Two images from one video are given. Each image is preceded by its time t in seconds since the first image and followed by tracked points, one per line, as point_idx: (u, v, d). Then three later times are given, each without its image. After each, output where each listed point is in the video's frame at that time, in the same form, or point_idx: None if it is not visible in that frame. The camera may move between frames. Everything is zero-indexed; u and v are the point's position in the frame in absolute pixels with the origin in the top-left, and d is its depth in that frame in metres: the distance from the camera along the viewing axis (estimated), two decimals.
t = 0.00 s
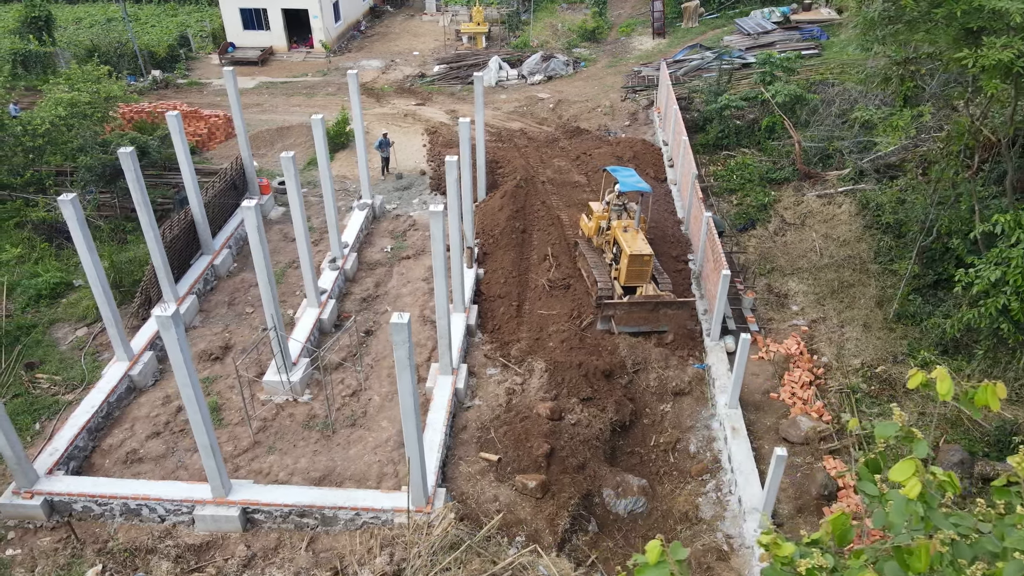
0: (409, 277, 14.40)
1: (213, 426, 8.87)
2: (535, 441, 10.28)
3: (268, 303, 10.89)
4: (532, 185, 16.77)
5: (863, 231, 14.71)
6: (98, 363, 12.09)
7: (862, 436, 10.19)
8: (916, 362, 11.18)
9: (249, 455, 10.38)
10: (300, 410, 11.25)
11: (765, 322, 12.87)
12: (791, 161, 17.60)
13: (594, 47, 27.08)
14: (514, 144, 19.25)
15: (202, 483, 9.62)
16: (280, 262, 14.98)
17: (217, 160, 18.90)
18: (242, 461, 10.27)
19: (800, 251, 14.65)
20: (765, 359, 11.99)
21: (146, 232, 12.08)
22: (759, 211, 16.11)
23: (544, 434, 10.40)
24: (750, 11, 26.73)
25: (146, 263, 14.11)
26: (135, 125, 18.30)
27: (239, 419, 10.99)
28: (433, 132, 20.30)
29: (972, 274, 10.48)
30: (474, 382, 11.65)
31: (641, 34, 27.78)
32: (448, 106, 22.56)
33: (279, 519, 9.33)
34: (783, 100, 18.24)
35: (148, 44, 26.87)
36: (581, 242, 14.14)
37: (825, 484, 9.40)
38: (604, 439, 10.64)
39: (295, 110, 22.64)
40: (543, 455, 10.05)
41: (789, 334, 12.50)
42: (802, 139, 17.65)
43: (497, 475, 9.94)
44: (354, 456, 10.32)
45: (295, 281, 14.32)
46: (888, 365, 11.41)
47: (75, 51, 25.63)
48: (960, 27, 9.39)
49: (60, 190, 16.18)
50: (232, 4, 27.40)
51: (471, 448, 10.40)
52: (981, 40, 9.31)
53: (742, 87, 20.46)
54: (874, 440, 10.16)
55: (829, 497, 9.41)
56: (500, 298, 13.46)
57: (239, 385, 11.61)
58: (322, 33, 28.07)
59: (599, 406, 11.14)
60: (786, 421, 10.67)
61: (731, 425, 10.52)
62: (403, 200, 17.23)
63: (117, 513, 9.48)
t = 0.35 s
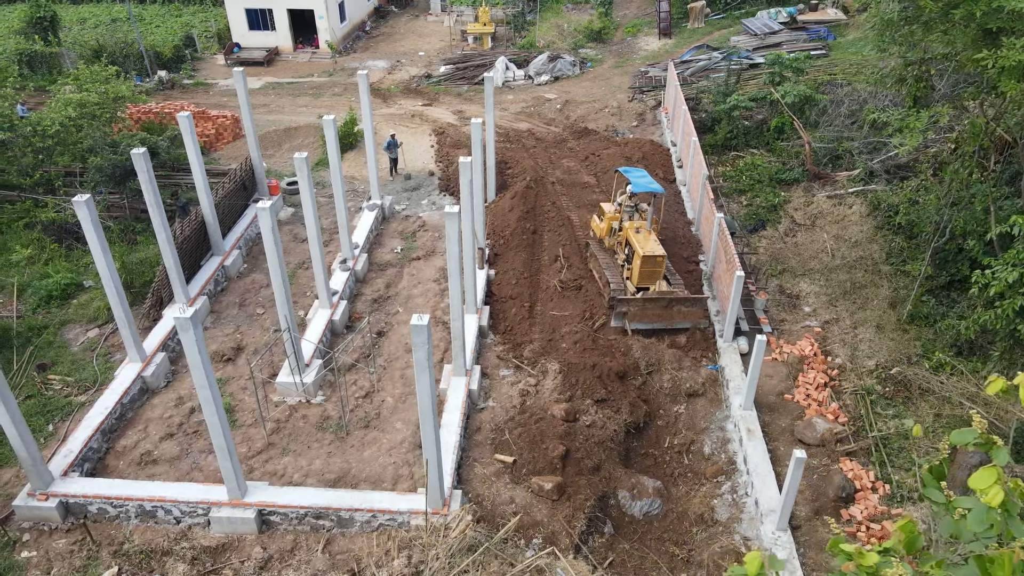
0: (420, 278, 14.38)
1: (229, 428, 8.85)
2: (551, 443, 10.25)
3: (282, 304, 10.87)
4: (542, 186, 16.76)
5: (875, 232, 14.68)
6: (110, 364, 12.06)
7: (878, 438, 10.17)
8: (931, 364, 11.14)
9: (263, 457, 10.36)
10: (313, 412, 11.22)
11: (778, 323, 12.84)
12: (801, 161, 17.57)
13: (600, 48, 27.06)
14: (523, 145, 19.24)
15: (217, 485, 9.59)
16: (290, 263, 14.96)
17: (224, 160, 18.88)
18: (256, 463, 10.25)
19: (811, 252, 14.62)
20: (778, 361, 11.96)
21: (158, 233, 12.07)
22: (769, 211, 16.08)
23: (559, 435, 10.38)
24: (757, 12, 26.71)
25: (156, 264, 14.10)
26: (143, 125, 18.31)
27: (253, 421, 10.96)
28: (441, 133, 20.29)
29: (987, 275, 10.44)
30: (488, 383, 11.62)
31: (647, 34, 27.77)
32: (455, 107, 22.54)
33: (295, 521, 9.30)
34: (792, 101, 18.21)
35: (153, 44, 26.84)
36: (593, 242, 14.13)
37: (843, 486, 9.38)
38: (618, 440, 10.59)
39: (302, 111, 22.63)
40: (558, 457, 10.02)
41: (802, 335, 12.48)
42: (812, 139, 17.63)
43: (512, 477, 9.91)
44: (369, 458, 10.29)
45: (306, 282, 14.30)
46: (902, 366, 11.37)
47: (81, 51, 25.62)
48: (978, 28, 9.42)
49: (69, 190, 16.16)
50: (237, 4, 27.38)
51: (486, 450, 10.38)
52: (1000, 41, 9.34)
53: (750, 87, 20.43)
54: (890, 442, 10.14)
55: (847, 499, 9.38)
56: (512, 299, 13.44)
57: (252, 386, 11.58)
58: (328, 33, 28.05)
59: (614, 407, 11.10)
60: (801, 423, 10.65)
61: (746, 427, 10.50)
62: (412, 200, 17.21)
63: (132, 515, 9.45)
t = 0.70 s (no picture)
0: (429, 279, 14.37)
1: (242, 429, 8.82)
2: (562, 443, 10.22)
3: (293, 306, 10.86)
4: (549, 186, 16.76)
5: (884, 231, 14.64)
6: (120, 365, 12.04)
7: (891, 439, 10.15)
8: (943, 364, 11.08)
9: (274, 458, 10.34)
10: (324, 412, 11.21)
11: (788, 324, 12.82)
12: (808, 161, 17.55)
13: (605, 48, 27.04)
14: (529, 145, 19.23)
15: (230, 486, 9.57)
16: (298, 263, 14.94)
17: (231, 160, 18.86)
18: (268, 464, 10.23)
19: (820, 252, 14.58)
20: (789, 361, 11.92)
21: (168, 233, 12.06)
22: (777, 211, 16.06)
23: (571, 436, 10.35)
24: (762, 12, 26.70)
25: (165, 264, 14.10)
26: (150, 125, 18.33)
27: (263, 422, 10.94)
28: (447, 133, 20.28)
29: (1000, 276, 10.39)
30: (498, 384, 11.61)
31: (652, 34, 27.76)
32: (461, 107, 22.52)
33: (307, 522, 9.28)
34: (800, 101, 18.19)
35: (158, 44, 26.84)
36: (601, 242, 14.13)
37: (857, 488, 9.39)
38: (630, 441, 10.54)
39: (308, 111, 22.62)
40: (570, 458, 9.98)
41: (812, 336, 12.46)
42: (819, 140, 17.61)
43: (524, 478, 9.89)
44: (380, 459, 10.26)
45: (315, 283, 14.29)
46: (914, 367, 11.33)
47: (86, 52, 25.63)
48: (992, 28, 9.47)
49: (76, 191, 16.16)
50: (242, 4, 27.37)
51: (497, 451, 10.35)
52: (1013, 41, 9.40)
53: (757, 87, 20.42)
54: (903, 443, 10.12)
55: (861, 500, 9.36)
56: (522, 300, 13.42)
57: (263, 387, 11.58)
58: (332, 33, 28.04)
59: (625, 408, 11.06)
60: (814, 423, 10.62)
61: (758, 428, 10.47)
62: (419, 201, 17.20)
63: (144, 517, 9.43)
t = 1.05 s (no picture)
0: (432, 279, 14.35)
1: (248, 430, 8.81)
2: (568, 444, 10.21)
3: (297, 307, 10.84)
4: (553, 187, 16.74)
5: (888, 232, 14.62)
6: (124, 366, 12.03)
7: (897, 440, 10.14)
8: (949, 365, 11.02)
9: (279, 459, 10.33)
10: (328, 414, 11.19)
11: (792, 325, 12.80)
12: (812, 161, 17.52)
13: (607, 48, 27.02)
14: (532, 146, 19.22)
15: (235, 488, 9.55)
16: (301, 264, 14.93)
17: (234, 161, 18.85)
18: (273, 465, 10.22)
19: (824, 253, 14.56)
20: (795, 362, 11.88)
21: (172, 234, 12.04)
22: (781, 212, 16.04)
23: (576, 437, 10.33)
24: (764, 12, 26.68)
25: (168, 265, 14.09)
26: (152, 126, 18.34)
27: (268, 423, 10.92)
28: (449, 133, 20.27)
29: (1006, 277, 10.35)
30: (503, 385, 11.59)
31: (654, 34, 27.73)
32: (463, 107, 22.51)
33: (313, 524, 9.26)
34: (804, 100, 18.16)
35: (160, 45, 26.82)
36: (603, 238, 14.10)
37: (863, 489, 9.33)
38: (635, 442, 10.51)
39: (310, 111, 22.61)
40: (576, 459, 9.96)
41: (817, 337, 12.44)
42: (823, 140, 17.60)
43: (529, 479, 9.87)
44: (386, 460, 10.25)
45: (318, 283, 14.28)
46: (919, 367, 11.30)
47: (88, 53, 25.63)
48: (999, 28, 9.46)
49: (79, 192, 16.16)
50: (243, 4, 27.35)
51: (502, 452, 10.33)
52: (1020, 41, 9.40)
53: (760, 88, 20.40)
54: (909, 444, 10.11)
55: (868, 502, 9.35)
56: (526, 300, 13.41)
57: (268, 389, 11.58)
58: (334, 33, 28.02)
59: (630, 409, 11.03)
60: (820, 424, 10.60)
61: (763, 429, 10.44)
62: (422, 201, 17.18)
63: (149, 518, 9.42)
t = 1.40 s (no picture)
0: (433, 280, 14.34)
1: (249, 432, 8.78)
2: (569, 445, 10.19)
3: (299, 308, 10.82)
4: (554, 187, 16.73)
5: (889, 232, 14.61)
6: (125, 367, 12.01)
7: (899, 441, 10.13)
8: (951, 365, 10.99)
9: (281, 460, 10.31)
10: (330, 415, 11.17)
11: (794, 325, 12.78)
12: (813, 162, 17.51)
13: (608, 48, 27.01)
14: (533, 146, 19.22)
15: (236, 489, 9.53)
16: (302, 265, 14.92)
17: (235, 162, 18.84)
18: (274, 466, 10.21)
19: (826, 253, 14.55)
20: (796, 363, 11.86)
21: (173, 235, 12.04)
22: (783, 212, 16.02)
23: (578, 438, 10.32)
24: (765, 12, 26.67)
25: (169, 266, 14.08)
26: (153, 127, 18.35)
27: (269, 424, 10.91)
28: (450, 133, 20.26)
29: (1009, 277, 10.31)
30: (504, 386, 11.58)
31: (655, 34, 27.72)
32: (464, 107, 22.51)
33: (314, 525, 9.24)
34: (805, 101, 18.15)
35: (161, 45, 26.82)
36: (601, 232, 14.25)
37: (866, 490, 9.32)
38: (636, 443, 10.49)
39: (310, 111, 22.61)
40: (578, 460, 9.94)
41: (819, 337, 12.42)
42: (824, 140, 17.58)
43: (531, 480, 9.84)
44: (387, 461, 10.23)
45: (320, 284, 14.27)
46: (921, 368, 11.28)
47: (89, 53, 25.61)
48: (1002, 28, 9.43)
49: (80, 193, 16.16)
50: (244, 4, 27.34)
51: (504, 453, 10.31)
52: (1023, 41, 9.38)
53: (761, 88, 20.39)
54: (911, 445, 10.09)
55: (870, 503, 9.33)
56: (527, 301, 13.40)
57: (269, 390, 11.57)
58: (334, 33, 28.00)
59: (632, 410, 11.01)
60: (822, 425, 10.59)
61: (766, 430, 10.41)
62: (423, 201, 17.18)
63: (150, 519, 9.40)
